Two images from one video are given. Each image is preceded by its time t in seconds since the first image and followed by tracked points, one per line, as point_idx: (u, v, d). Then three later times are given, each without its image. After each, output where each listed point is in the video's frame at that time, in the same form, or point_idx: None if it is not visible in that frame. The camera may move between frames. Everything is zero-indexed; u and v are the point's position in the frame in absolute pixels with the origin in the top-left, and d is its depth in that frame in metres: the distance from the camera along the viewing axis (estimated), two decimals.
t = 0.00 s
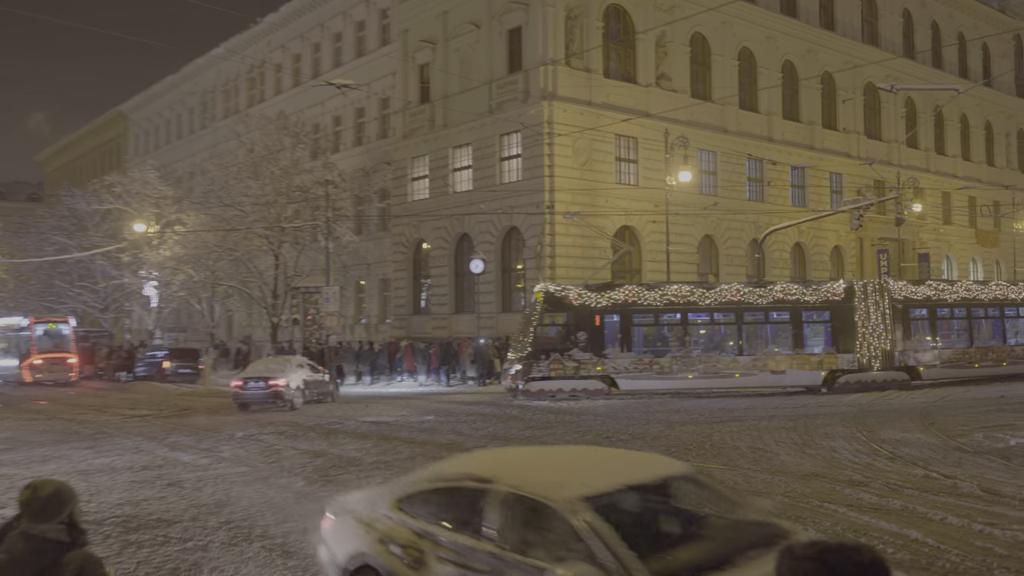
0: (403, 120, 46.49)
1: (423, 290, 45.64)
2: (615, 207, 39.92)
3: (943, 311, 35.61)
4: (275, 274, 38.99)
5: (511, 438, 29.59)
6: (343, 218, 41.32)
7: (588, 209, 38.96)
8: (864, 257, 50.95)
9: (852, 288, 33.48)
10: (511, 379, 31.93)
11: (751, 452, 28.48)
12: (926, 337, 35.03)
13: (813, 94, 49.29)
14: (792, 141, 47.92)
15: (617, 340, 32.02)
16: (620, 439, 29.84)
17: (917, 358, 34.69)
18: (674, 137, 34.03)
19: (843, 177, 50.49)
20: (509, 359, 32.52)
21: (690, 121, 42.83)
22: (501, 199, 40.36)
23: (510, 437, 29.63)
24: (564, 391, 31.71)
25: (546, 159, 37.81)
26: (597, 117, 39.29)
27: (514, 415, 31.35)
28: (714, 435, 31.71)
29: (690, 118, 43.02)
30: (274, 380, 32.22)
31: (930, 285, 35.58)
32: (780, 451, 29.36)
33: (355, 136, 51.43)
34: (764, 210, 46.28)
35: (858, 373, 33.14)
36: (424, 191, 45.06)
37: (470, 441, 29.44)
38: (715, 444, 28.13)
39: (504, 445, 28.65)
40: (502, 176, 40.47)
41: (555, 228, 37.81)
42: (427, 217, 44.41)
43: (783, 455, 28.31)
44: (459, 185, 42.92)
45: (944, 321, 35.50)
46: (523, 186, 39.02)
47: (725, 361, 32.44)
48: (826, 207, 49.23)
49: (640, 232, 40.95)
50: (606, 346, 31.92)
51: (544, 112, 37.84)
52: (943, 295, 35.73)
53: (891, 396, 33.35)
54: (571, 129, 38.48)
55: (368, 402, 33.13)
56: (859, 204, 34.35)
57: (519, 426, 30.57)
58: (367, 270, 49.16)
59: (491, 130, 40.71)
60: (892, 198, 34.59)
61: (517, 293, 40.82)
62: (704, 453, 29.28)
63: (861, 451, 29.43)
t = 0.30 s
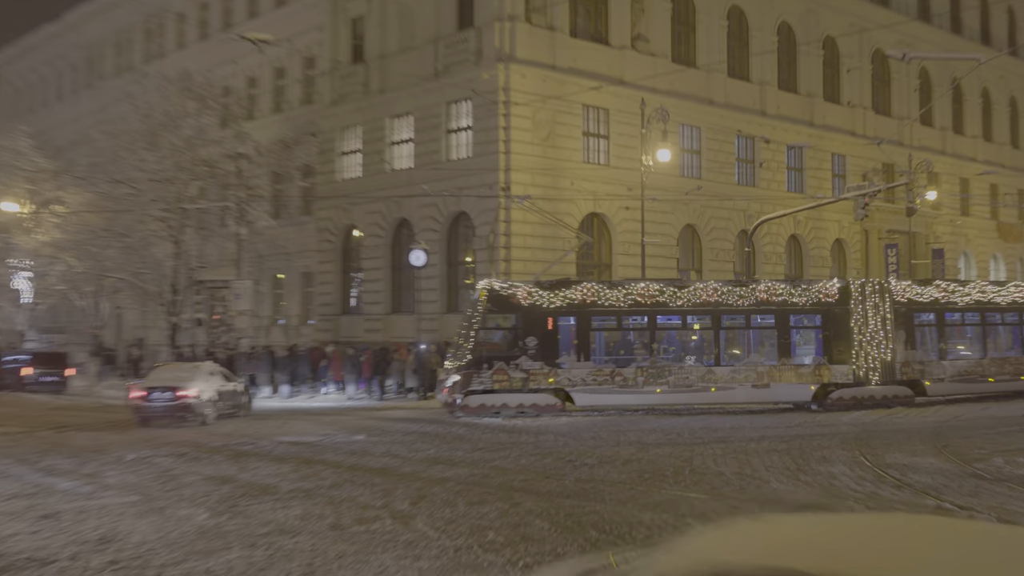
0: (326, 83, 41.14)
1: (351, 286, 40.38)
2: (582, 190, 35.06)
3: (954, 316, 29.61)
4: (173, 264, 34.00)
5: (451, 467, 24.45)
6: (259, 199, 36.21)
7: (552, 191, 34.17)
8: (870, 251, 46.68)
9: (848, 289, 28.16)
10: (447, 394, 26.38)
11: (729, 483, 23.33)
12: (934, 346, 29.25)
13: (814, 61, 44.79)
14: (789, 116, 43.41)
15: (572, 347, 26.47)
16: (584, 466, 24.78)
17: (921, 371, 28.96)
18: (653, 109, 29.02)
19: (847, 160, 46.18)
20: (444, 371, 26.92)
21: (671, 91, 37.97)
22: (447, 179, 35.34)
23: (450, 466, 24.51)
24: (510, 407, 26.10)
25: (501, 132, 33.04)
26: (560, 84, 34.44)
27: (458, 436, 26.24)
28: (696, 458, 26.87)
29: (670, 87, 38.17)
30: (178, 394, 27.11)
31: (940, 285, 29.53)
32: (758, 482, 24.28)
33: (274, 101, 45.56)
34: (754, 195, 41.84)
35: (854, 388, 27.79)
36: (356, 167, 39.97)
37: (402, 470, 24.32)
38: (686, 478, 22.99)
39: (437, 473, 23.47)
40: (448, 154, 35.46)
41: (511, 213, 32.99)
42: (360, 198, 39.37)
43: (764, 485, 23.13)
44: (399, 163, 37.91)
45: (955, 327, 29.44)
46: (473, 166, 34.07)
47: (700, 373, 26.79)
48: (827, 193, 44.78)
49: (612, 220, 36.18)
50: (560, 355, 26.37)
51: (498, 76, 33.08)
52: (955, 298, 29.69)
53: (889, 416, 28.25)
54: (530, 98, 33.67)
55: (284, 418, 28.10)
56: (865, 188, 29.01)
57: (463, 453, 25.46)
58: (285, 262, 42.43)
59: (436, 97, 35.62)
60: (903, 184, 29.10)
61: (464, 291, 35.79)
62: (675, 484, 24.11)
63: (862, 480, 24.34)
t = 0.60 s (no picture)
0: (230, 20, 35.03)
1: (264, 276, 34.45)
2: (552, 155, 30.17)
3: (1010, 319, 23.48)
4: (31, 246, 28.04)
5: (368, 510, 18.72)
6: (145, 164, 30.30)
7: (518, 160, 29.34)
8: (915, 237, 40.93)
9: (877, 282, 22.50)
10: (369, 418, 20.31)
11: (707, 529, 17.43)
12: (985, 355, 23.16)
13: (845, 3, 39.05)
14: (814, 66, 37.70)
15: (530, 355, 20.83)
16: (549, 505, 19.04)
17: (968, 387, 22.86)
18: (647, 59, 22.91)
19: (887, 120, 40.14)
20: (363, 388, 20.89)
21: (666, 33, 32.81)
22: (382, 139, 30.11)
23: (369, 507, 18.77)
24: (450, 432, 20.33)
25: (453, 84, 28.17)
26: (527, 23, 29.52)
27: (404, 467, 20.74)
28: (700, 489, 21.01)
29: (668, 28, 33.00)
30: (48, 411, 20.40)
31: (993, 279, 23.45)
32: (745, 517, 18.43)
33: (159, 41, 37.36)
34: (769, 163, 36.31)
35: (883, 410, 22.19)
36: (270, 124, 33.94)
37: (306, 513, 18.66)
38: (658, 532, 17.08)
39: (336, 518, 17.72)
40: (386, 114, 30.22)
41: (463, 184, 28.22)
42: (272, 160, 33.32)
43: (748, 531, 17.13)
44: (322, 121, 32.16)
45: (1007, 332, 23.37)
46: (418, 128, 29.03)
47: (689, 390, 21.20)
48: (862, 162, 39.06)
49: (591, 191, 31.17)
50: (514, 366, 20.74)
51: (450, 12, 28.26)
52: (1011, 295, 23.57)
53: (935, 445, 21.99)
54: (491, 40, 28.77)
55: (177, 445, 22.51)
56: (910, 156, 22.62)
57: (393, 491, 19.71)
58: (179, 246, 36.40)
59: (371, 39, 30.40)
60: (956, 152, 22.58)
61: (402, 281, 30.46)
62: (653, 524, 18.20)
63: (899, 516, 18.40)
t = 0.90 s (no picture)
0: None
1: (162, 260, 30.51)
2: (518, 109, 26.83)
3: None
4: None
5: (266, 544, 14.51)
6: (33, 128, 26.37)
7: (478, 117, 26.19)
8: (962, 210, 36.74)
9: (903, 265, 18.13)
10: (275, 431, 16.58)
11: (689, 564, 13.13)
12: None
13: None
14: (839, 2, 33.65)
15: (477, 357, 16.92)
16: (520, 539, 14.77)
17: (1016, 394, 18.45)
18: None
19: (927, 68, 35.79)
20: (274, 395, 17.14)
21: None
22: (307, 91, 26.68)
23: (265, 543, 14.58)
24: (378, 451, 16.69)
25: (395, 24, 25.04)
26: None
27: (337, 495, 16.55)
28: (709, 502, 16.68)
29: None
30: None
31: None
32: (743, 546, 14.15)
33: None
34: (784, 121, 32.42)
35: (910, 422, 17.93)
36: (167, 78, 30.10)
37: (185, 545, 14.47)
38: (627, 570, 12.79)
39: (204, 559, 13.53)
40: (313, 60, 26.76)
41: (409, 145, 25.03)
42: (189, 109, 29.19)
43: (736, 568, 12.85)
44: (234, 68, 28.55)
45: None
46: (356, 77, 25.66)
47: (673, 399, 17.20)
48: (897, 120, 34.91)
49: (565, 153, 27.75)
50: (457, 370, 16.86)
51: None
52: None
53: (986, 463, 17.65)
54: None
55: (59, 470, 18.45)
56: (955, 113, 18.46)
57: (321, 524, 15.52)
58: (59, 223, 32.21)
59: None
60: (1011, 108, 18.36)
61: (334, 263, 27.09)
62: (635, 554, 13.85)
63: (939, 545, 14.13)
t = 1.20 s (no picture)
0: None
1: (117, 245, 29.96)
2: (493, 87, 26.18)
3: None
4: None
5: (220, 542, 13.59)
6: None
7: (449, 93, 25.44)
8: (958, 190, 35.67)
9: (882, 251, 17.09)
10: (221, 420, 15.84)
11: (668, 564, 12.22)
12: None
13: None
14: None
15: (431, 347, 16.13)
16: (493, 537, 13.84)
17: (1000, 386, 17.46)
18: None
19: (923, 41, 34.75)
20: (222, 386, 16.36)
21: None
22: (266, 67, 26.10)
23: (218, 539, 13.67)
24: (329, 446, 15.86)
25: None
26: None
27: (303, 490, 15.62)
28: (692, 499, 15.78)
29: None
30: None
31: None
32: (726, 544, 13.24)
33: None
34: (769, 99, 31.46)
35: (890, 416, 17.03)
36: (117, 52, 29.48)
37: (132, 541, 13.55)
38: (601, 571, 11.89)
39: (151, 559, 12.62)
40: (275, 32, 26.21)
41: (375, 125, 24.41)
42: (154, 82, 28.28)
43: (717, 569, 11.94)
44: (192, 41, 27.87)
45: None
46: (323, 52, 25.09)
47: (638, 391, 16.33)
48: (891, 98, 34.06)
49: (540, 131, 27.01)
50: (411, 360, 16.07)
51: None
52: None
53: (981, 459, 16.78)
54: None
55: (10, 464, 17.50)
56: (953, 89, 17.55)
57: (283, 521, 14.63)
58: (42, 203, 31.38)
59: None
60: (1012, 83, 17.50)
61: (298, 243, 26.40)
62: (612, 553, 12.93)
63: (933, 544, 13.22)
